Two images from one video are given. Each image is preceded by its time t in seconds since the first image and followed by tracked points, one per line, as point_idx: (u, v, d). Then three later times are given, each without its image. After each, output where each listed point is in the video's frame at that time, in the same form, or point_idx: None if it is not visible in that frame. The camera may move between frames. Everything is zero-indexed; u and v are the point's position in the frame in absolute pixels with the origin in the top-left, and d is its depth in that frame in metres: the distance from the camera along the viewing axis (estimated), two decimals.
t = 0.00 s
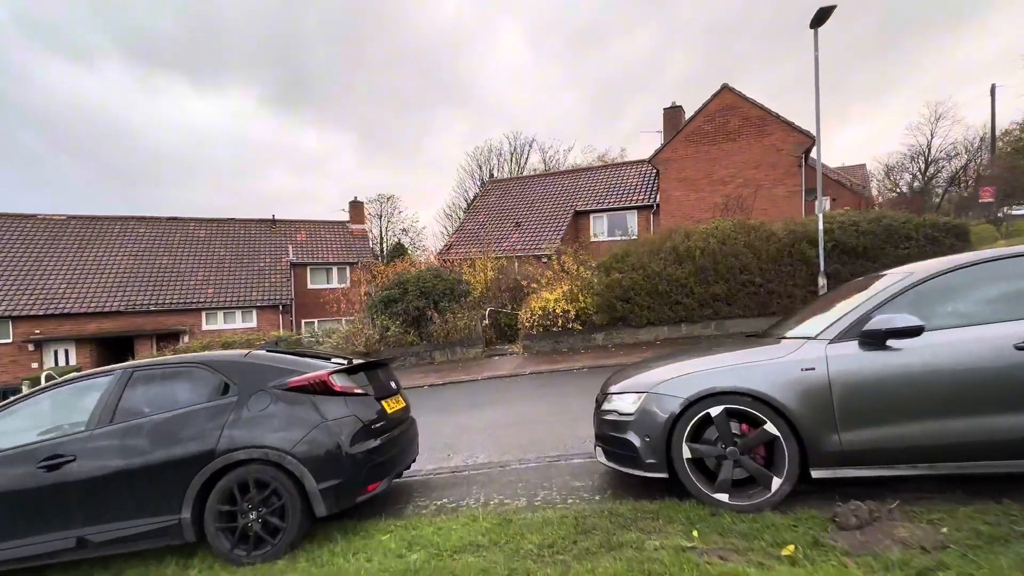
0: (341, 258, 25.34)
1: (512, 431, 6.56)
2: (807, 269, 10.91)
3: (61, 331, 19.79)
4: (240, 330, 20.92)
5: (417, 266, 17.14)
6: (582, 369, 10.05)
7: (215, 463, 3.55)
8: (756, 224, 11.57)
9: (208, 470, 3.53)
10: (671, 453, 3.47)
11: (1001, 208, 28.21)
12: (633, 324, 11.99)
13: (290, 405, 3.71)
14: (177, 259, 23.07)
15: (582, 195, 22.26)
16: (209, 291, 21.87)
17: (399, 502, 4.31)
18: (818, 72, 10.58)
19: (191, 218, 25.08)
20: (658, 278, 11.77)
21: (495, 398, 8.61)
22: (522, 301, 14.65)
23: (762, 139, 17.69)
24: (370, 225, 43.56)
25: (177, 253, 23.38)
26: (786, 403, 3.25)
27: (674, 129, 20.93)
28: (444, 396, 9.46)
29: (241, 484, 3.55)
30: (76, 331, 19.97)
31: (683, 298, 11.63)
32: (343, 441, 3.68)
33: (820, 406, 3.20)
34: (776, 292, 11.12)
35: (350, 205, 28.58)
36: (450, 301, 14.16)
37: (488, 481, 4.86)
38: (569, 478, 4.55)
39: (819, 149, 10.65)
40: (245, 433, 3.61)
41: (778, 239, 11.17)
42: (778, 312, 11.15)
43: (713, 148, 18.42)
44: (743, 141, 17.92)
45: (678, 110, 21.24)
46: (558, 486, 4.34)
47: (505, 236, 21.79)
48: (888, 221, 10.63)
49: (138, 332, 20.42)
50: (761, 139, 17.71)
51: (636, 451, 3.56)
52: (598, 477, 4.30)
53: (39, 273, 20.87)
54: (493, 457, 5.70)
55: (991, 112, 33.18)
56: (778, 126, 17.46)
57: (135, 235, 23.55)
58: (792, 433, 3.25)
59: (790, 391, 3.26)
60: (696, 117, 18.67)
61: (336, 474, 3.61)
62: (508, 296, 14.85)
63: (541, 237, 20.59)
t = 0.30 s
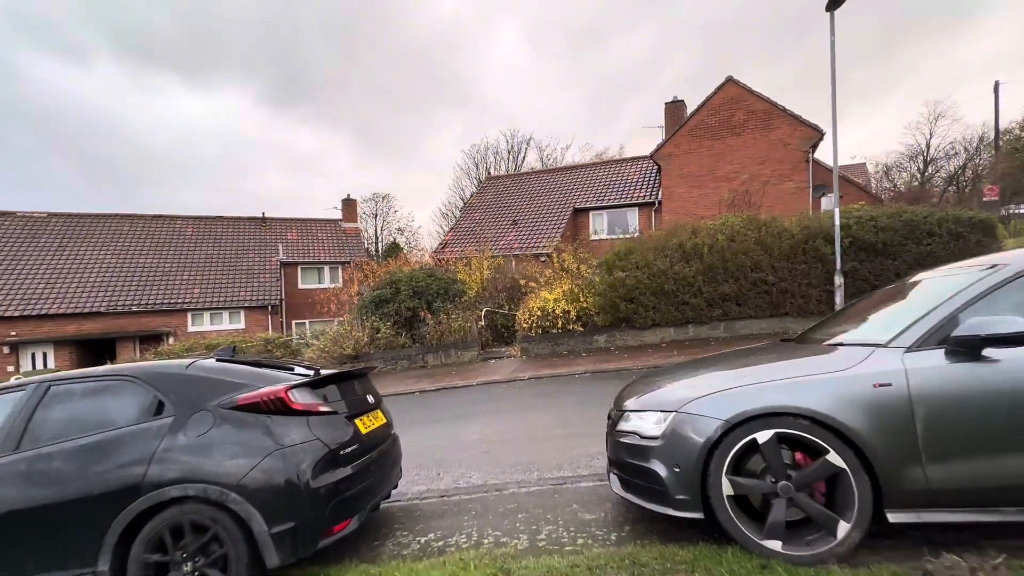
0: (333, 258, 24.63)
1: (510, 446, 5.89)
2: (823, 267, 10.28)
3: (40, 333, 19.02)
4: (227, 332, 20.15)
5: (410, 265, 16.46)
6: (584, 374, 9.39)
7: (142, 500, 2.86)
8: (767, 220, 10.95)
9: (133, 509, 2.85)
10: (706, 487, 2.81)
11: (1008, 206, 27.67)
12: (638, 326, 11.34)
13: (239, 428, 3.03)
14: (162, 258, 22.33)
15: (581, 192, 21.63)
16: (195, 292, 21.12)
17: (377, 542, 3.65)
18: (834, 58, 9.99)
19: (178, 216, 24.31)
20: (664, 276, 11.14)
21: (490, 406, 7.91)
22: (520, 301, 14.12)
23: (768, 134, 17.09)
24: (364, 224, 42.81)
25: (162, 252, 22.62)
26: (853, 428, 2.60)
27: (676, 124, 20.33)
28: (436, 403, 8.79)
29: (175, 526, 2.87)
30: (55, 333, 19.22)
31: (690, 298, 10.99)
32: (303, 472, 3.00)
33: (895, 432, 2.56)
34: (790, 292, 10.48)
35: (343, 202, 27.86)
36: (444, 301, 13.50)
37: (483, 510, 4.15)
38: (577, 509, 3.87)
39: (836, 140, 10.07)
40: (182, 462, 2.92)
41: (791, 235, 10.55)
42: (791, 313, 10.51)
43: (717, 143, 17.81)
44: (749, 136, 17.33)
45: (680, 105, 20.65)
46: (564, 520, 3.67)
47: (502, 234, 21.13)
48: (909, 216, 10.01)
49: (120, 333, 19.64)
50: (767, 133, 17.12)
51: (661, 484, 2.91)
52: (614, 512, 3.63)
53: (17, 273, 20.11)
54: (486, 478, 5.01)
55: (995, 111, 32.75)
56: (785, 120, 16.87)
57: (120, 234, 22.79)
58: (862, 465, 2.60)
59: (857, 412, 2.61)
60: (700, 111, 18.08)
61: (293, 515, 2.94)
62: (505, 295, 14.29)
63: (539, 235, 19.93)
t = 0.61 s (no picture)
0: (326, 256, 23.99)
1: (508, 459, 5.27)
2: (839, 263, 9.72)
3: (18, 334, 18.31)
4: (214, 332, 19.48)
5: (403, 262, 15.83)
6: (587, 377, 8.81)
7: (40, 546, 2.25)
8: (778, 214, 10.40)
9: (27, 557, 2.24)
10: (758, 526, 2.22)
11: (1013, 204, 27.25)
12: (642, 326, 10.76)
13: (168, 453, 2.42)
14: (148, 256, 21.64)
15: (580, 189, 21.05)
16: (182, 291, 20.45)
17: None
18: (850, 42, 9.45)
19: (165, 213, 23.61)
20: (669, 273, 10.56)
21: (486, 413, 7.31)
22: (517, 300, 13.55)
23: (773, 127, 16.57)
24: (359, 223, 42.12)
25: (148, 250, 21.93)
26: (950, 454, 2.04)
27: (678, 119, 19.79)
28: (428, 408, 8.18)
29: None
30: (35, 334, 18.52)
31: (697, 296, 10.41)
32: (249, 507, 2.41)
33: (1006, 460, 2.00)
34: (803, 289, 9.90)
35: (336, 200, 27.20)
36: (438, 300, 12.91)
37: (476, 541, 3.53)
38: (587, 542, 3.27)
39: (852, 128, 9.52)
40: (93, 498, 2.31)
41: (804, 229, 10.00)
42: (804, 312, 9.94)
43: (721, 137, 17.27)
44: (753, 130, 16.79)
45: (682, 99, 20.12)
46: (573, 558, 3.06)
47: (498, 231, 20.54)
48: (929, 208, 9.46)
49: (103, 334, 18.95)
50: (772, 127, 16.59)
51: (698, 522, 2.32)
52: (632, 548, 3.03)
53: None
54: (480, 499, 4.40)
55: (998, 108, 32.35)
56: (791, 113, 16.34)
57: (104, 231, 22.10)
58: (959, 503, 2.04)
59: (956, 435, 2.05)
60: (703, 104, 17.55)
61: (236, 562, 2.35)
62: (502, 294, 13.74)
63: (537, 232, 19.35)
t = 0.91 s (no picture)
0: (318, 255, 23.35)
1: (508, 476, 4.68)
2: (857, 259, 9.17)
3: None
4: (201, 333, 18.80)
5: (396, 260, 15.22)
6: (590, 380, 8.25)
7: None
8: (792, 207, 9.85)
9: None
10: None
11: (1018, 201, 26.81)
12: (647, 326, 10.18)
13: (50, 497, 1.80)
14: (133, 254, 20.94)
15: (579, 185, 20.48)
16: (168, 291, 19.77)
17: None
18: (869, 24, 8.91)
19: (151, 210, 22.95)
20: (676, 270, 9.98)
21: (482, 420, 6.71)
22: (515, 299, 12.96)
23: (779, 120, 16.04)
24: (353, 221, 41.39)
25: (134, 248, 21.27)
26: None
27: (680, 113, 19.26)
28: (419, 415, 7.59)
29: None
30: (13, 335, 17.81)
31: (706, 294, 9.82)
32: (162, 565, 1.81)
33: None
34: (819, 287, 9.33)
35: (329, 197, 26.53)
36: (432, 300, 12.32)
37: None
38: None
39: (871, 116, 8.98)
40: None
41: (819, 223, 9.44)
42: (820, 310, 9.37)
43: (725, 130, 16.73)
44: (759, 123, 16.25)
45: (684, 92, 19.58)
46: None
47: (495, 228, 19.94)
48: (953, 200, 8.92)
49: (84, 334, 18.25)
50: (778, 120, 16.06)
51: None
52: None
53: None
54: (475, 525, 3.80)
55: (1001, 105, 31.93)
56: (798, 106, 15.82)
57: (88, 228, 21.40)
58: None
59: None
60: (706, 97, 17.01)
61: None
62: (499, 293, 13.15)
63: (535, 230, 18.76)
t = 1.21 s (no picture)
0: (309, 254, 22.70)
1: (503, 498, 4.14)
2: (875, 255, 8.65)
3: None
4: (186, 334, 18.16)
5: (389, 258, 14.62)
6: (592, 385, 7.70)
7: None
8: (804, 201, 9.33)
9: None
10: None
11: None
12: (652, 326, 9.63)
13: None
14: (118, 253, 20.28)
15: (578, 181, 19.93)
16: (153, 290, 19.11)
17: None
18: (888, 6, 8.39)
19: (138, 207, 22.29)
20: (682, 268, 9.44)
21: (476, 429, 6.15)
22: (513, 299, 12.40)
23: (785, 114, 15.52)
24: (348, 220, 40.69)
25: (118, 246, 20.60)
26: None
27: (681, 108, 18.74)
28: (408, 423, 7.05)
29: None
30: None
31: (714, 293, 9.28)
32: None
33: None
34: (834, 285, 8.80)
35: (322, 194, 25.88)
36: (425, 299, 11.76)
37: None
38: None
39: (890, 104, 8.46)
40: None
41: (834, 218, 8.90)
42: (836, 310, 8.83)
43: (728, 124, 16.22)
44: (764, 117, 15.74)
45: (686, 86, 19.05)
46: None
47: (492, 225, 19.37)
48: (978, 193, 8.39)
49: (65, 335, 17.60)
50: (784, 113, 15.54)
51: None
52: None
53: None
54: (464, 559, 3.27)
55: (1006, 102, 31.44)
56: (805, 99, 15.30)
57: (72, 226, 20.74)
58: None
59: None
60: (709, 90, 16.49)
61: None
62: (496, 292, 12.57)
63: (533, 227, 18.20)
